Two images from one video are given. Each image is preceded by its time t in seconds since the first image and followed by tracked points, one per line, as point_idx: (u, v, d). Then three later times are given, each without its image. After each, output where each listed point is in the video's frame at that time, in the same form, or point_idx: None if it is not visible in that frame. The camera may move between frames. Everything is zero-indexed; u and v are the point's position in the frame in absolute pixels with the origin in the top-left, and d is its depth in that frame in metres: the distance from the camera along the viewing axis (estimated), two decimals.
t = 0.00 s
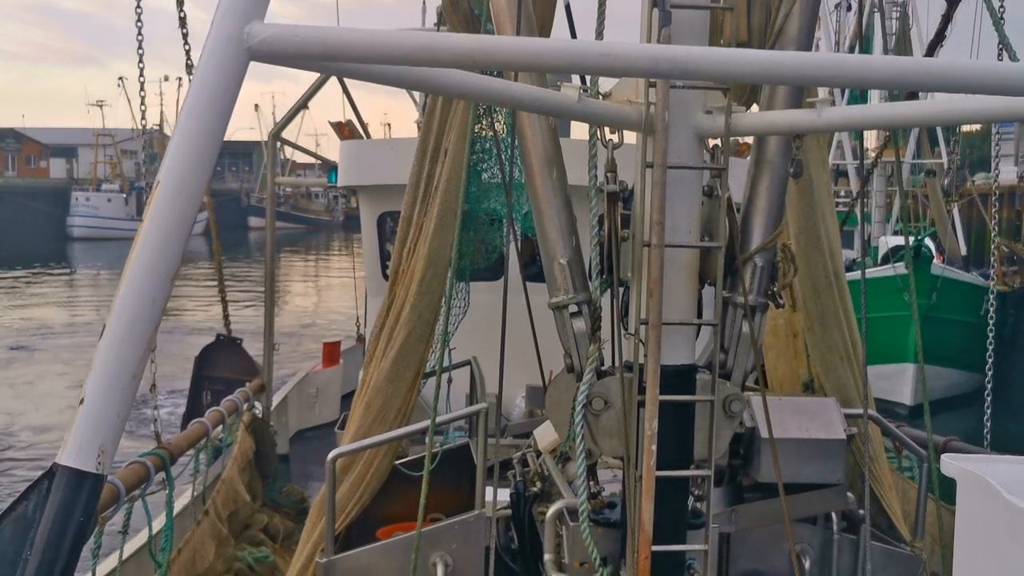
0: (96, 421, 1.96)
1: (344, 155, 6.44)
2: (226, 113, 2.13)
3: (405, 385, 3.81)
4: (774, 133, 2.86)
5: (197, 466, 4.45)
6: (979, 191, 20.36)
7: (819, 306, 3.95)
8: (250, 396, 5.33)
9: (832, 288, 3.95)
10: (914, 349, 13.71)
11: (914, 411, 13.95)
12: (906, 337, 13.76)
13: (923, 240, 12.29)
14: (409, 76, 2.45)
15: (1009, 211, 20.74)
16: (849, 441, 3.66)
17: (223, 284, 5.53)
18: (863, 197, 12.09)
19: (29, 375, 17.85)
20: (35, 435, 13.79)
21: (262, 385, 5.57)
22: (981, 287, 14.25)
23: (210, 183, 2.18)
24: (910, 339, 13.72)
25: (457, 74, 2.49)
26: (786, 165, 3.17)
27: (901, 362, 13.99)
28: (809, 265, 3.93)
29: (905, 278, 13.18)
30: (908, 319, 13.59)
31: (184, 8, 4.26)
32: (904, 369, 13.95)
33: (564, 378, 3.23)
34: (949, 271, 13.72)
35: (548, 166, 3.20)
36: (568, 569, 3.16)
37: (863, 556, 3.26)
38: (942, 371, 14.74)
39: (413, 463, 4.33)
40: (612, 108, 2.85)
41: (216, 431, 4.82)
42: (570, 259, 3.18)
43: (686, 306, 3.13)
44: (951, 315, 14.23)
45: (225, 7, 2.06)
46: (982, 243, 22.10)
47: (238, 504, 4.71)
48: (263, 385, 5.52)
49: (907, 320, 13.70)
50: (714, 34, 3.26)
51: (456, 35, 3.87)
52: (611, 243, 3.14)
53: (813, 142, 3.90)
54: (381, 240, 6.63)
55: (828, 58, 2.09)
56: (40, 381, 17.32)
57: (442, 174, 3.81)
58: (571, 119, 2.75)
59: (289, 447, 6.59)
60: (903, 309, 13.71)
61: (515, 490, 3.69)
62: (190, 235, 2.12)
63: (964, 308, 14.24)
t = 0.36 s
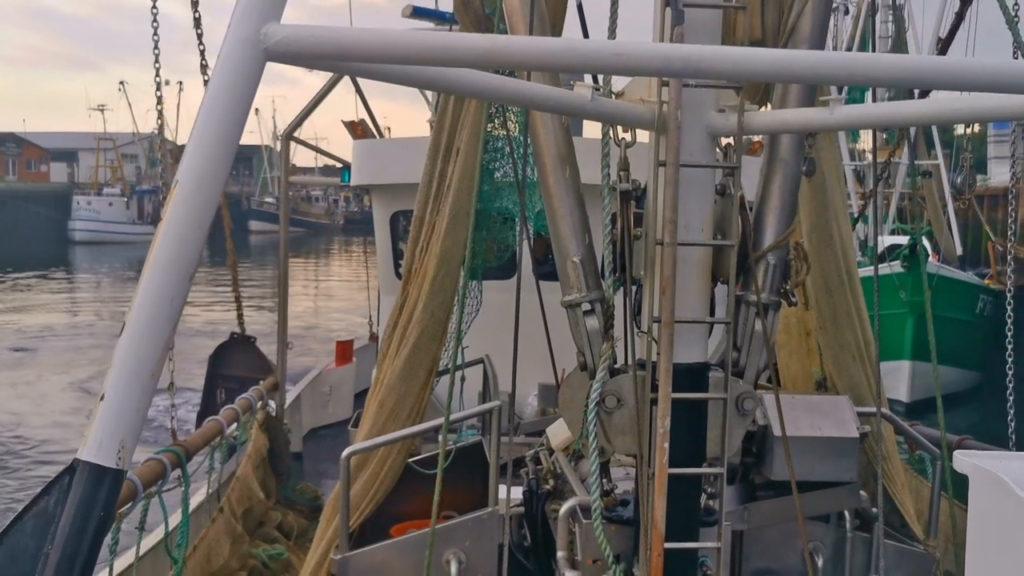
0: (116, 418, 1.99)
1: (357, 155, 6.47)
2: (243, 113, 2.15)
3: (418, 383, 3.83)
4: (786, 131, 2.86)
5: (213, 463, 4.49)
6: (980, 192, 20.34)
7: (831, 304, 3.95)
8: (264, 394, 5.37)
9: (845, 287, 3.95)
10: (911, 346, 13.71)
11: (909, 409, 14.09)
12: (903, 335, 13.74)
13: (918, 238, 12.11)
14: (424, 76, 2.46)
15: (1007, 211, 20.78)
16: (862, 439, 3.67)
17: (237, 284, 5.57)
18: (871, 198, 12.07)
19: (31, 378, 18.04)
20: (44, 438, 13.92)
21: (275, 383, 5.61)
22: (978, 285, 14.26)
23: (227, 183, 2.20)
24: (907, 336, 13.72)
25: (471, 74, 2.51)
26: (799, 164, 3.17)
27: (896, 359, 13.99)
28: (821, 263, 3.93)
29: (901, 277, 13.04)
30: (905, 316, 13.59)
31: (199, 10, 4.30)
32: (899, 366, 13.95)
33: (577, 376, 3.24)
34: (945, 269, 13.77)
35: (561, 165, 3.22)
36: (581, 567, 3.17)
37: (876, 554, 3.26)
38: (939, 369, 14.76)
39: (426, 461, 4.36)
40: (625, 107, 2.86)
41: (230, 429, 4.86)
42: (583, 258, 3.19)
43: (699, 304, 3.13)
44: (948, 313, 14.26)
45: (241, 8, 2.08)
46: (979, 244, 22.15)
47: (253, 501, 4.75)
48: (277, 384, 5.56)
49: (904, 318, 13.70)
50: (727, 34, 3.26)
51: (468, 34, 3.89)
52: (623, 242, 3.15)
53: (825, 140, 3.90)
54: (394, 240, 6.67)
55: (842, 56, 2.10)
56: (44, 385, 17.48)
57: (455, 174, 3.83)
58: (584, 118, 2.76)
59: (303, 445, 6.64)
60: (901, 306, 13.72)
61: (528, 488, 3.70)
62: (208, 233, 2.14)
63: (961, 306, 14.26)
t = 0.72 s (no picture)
0: (130, 413, 2.00)
1: (368, 151, 6.48)
2: (254, 110, 2.16)
3: (429, 379, 3.84)
4: (797, 126, 2.85)
5: (224, 460, 4.52)
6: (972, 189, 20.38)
7: (843, 299, 3.94)
8: (276, 390, 5.39)
9: (856, 282, 3.93)
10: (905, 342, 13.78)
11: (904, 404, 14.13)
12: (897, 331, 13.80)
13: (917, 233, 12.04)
14: (435, 71, 2.46)
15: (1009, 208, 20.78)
16: (874, 435, 3.66)
17: (248, 281, 5.60)
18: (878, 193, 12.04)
19: (31, 379, 18.22)
20: (53, 438, 14.07)
21: (286, 380, 5.63)
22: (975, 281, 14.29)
23: (239, 180, 2.21)
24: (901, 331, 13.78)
25: (482, 70, 2.51)
26: (811, 158, 3.16)
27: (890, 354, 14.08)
28: (833, 258, 3.91)
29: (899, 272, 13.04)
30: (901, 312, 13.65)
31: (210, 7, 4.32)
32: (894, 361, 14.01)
33: (587, 372, 3.24)
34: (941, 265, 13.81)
35: (571, 160, 3.21)
36: (592, 562, 3.17)
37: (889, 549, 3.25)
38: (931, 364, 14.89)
39: (437, 457, 4.37)
40: (635, 102, 2.84)
41: (242, 425, 4.88)
42: (593, 254, 3.19)
43: (710, 299, 3.13)
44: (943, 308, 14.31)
45: (253, 4, 2.09)
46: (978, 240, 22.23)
47: (265, 497, 4.78)
48: (288, 380, 5.59)
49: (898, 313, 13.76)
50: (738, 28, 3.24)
51: (478, 31, 3.89)
52: (634, 237, 3.14)
53: (836, 135, 3.88)
54: (404, 236, 6.68)
55: (853, 50, 2.09)
56: (49, 385, 17.63)
57: (464, 170, 3.83)
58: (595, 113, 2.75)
59: (315, 442, 6.67)
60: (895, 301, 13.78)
61: (539, 484, 3.70)
62: (220, 230, 2.15)
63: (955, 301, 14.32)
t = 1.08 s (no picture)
0: (140, 407, 2.01)
1: (378, 146, 6.50)
2: (263, 105, 2.17)
3: (438, 374, 3.85)
4: (806, 120, 2.84)
5: (235, 454, 4.54)
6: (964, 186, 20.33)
7: (854, 294, 3.93)
8: (286, 385, 5.41)
9: (867, 277, 3.92)
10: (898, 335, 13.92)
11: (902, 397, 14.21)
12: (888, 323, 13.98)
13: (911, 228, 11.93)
14: (443, 65, 2.47)
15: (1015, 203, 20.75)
16: (884, 430, 3.65)
17: (258, 276, 5.62)
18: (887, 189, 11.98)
19: (36, 378, 18.40)
20: (60, 436, 14.18)
21: (296, 374, 5.64)
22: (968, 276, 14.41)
23: (247, 176, 2.22)
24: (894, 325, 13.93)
25: (490, 65, 2.51)
26: (820, 152, 3.15)
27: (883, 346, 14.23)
28: (843, 253, 3.90)
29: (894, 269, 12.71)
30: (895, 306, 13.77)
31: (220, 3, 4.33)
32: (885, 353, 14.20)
33: (596, 366, 3.24)
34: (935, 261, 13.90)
35: (580, 155, 3.21)
36: (601, 556, 3.18)
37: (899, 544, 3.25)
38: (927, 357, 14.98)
39: (446, 452, 4.38)
40: (644, 96, 2.84)
41: (253, 419, 4.90)
42: (602, 248, 3.18)
43: (719, 294, 3.12)
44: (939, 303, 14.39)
45: None
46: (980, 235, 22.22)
47: (275, 491, 4.81)
48: (298, 375, 5.62)
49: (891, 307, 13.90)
50: (748, 21, 3.22)
51: (487, 25, 3.88)
52: (643, 232, 3.14)
53: (847, 128, 3.86)
54: (414, 231, 6.69)
55: (862, 44, 2.08)
56: (48, 386, 17.77)
57: (473, 165, 3.83)
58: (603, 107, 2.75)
59: (325, 436, 6.70)
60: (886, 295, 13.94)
61: (548, 478, 3.71)
62: (229, 225, 2.16)
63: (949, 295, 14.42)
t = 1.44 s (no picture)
0: (144, 405, 2.01)
1: (383, 144, 6.49)
2: (267, 103, 2.17)
3: (442, 372, 3.84)
4: (812, 118, 2.82)
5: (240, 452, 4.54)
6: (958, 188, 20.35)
7: (861, 294, 3.92)
8: (291, 383, 5.42)
9: (874, 276, 3.91)
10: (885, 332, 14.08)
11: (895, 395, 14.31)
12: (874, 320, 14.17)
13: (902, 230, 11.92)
14: (448, 63, 2.46)
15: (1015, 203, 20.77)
16: (891, 430, 3.64)
17: (263, 274, 5.63)
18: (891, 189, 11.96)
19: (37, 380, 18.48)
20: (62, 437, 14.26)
21: (301, 372, 5.65)
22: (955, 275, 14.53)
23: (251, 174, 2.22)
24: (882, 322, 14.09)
25: (495, 62, 2.51)
26: (827, 150, 3.13)
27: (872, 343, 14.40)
28: (850, 252, 3.88)
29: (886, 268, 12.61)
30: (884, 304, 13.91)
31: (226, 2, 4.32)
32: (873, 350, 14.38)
33: (601, 365, 3.23)
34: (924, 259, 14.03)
35: (585, 153, 3.20)
36: (605, 555, 3.17)
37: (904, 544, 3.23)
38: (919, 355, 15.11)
39: (451, 451, 4.38)
40: (649, 94, 2.82)
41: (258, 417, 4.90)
42: (607, 247, 3.18)
43: (724, 293, 3.11)
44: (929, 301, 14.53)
45: None
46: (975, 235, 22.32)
47: (280, 489, 4.81)
48: (303, 372, 5.63)
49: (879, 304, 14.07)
50: (755, 18, 3.20)
51: (493, 23, 3.88)
52: (648, 231, 3.13)
53: (854, 127, 3.85)
54: (419, 229, 6.70)
55: (868, 41, 2.06)
56: (49, 389, 17.86)
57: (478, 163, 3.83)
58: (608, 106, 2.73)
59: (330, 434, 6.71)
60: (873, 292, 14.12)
61: (552, 477, 3.70)
62: (233, 223, 2.16)
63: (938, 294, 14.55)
